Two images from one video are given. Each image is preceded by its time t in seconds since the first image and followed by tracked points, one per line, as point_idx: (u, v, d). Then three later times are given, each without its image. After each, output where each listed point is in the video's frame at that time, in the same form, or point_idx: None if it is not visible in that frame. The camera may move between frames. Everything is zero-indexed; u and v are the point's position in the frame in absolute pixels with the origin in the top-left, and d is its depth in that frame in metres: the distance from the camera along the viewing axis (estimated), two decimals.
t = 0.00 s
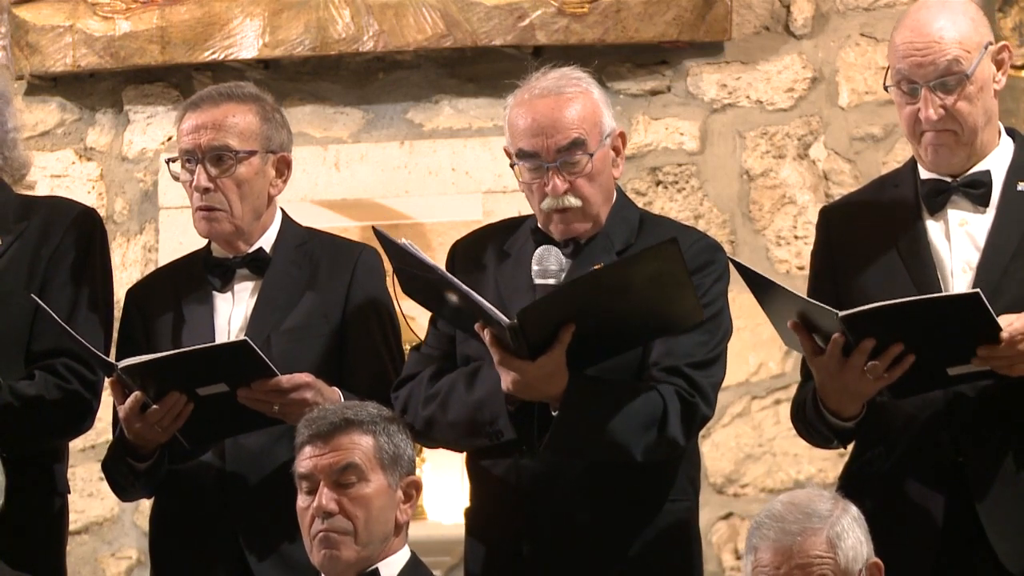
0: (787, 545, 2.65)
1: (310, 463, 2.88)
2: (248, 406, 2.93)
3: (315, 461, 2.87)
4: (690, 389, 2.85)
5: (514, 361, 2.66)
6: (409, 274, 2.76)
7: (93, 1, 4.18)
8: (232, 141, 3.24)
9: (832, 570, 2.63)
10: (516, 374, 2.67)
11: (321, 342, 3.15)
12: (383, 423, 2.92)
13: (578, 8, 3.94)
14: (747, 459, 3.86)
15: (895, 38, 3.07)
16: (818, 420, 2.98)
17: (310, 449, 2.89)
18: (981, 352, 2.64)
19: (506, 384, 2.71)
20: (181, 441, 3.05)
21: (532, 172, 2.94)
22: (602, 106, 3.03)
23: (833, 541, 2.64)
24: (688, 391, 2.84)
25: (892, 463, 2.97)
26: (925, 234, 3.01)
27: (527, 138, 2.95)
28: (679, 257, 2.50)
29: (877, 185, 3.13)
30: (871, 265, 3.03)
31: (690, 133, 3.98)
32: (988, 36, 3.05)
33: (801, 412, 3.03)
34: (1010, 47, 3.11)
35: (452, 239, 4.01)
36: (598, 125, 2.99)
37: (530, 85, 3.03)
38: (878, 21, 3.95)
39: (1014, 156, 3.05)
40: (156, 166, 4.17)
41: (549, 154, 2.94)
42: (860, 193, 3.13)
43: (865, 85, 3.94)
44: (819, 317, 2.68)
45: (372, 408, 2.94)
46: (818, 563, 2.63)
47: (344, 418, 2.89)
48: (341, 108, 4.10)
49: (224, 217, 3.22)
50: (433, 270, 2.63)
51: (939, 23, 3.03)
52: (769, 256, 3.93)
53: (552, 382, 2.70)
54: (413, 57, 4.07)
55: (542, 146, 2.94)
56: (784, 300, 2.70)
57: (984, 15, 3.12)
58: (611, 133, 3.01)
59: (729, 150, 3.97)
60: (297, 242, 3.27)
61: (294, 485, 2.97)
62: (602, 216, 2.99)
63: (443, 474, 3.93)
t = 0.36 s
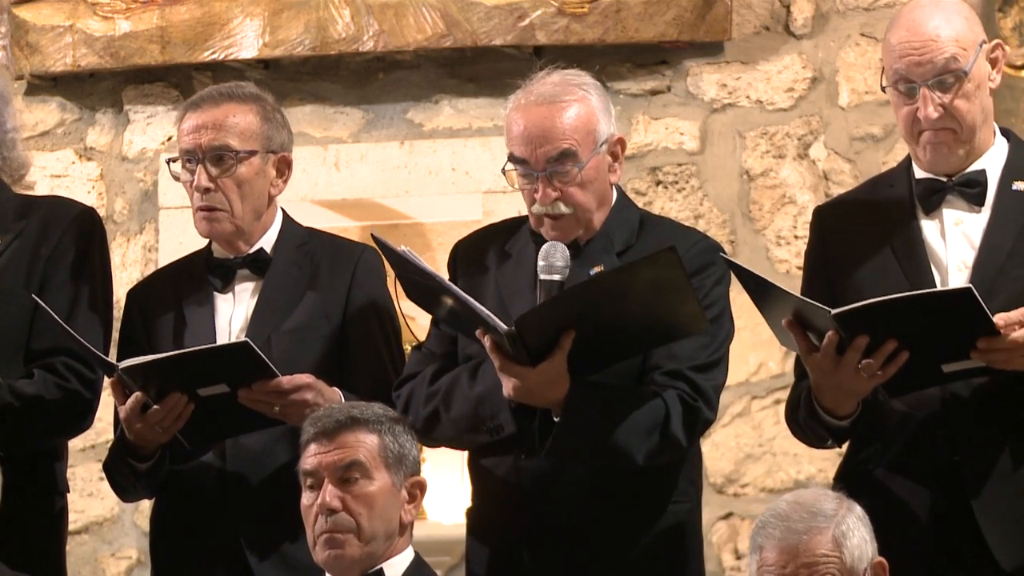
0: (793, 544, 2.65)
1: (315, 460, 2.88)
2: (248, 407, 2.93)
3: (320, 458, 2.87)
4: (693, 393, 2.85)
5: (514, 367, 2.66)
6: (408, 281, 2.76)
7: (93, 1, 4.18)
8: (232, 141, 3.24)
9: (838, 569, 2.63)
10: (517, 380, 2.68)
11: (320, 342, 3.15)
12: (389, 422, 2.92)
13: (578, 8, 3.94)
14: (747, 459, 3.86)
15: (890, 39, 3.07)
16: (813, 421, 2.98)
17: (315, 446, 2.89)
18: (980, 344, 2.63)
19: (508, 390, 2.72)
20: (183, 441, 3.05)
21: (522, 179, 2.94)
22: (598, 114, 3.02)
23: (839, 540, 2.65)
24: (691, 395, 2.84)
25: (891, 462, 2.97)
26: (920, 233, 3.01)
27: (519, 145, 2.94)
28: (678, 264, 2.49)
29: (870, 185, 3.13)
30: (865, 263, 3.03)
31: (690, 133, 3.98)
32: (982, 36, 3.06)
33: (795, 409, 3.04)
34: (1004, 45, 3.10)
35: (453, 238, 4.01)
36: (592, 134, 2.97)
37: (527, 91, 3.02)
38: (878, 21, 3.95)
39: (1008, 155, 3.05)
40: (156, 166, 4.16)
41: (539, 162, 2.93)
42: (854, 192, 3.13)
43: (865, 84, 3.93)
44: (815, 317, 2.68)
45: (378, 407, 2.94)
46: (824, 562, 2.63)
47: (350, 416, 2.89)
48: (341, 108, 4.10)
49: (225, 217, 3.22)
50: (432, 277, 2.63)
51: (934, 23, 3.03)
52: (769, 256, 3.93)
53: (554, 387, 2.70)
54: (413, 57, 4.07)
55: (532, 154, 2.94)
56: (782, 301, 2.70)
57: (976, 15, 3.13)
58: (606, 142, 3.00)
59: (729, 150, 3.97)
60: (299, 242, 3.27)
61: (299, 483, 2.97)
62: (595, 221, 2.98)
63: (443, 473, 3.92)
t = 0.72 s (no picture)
0: (798, 543, 2.65)
1: (313, 456, 2.88)
2: (247, 407, 2.93)
3: (318, 454, 2.87)
4: (700, 397, 2.86)
5: (523, 377, 2.67)
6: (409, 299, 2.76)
7: (93, 1, 4.19)
8: (231, 141, 3.24)
9: (843, 569, 2.63)
10: (527, 390, 2.68)
11: (320, 343, 3.15)
12: (390, 421, 2.91)
13: (578, 8, 3.94)
14: (747, 459, 3.85)
15: (890, 31, 3.06)
16: (811, 422, 2.98)
17: (315, 442, 2.89)
18: (976, 343, 2.63)
19: (518, 402, 2.71)
20: (182, 442, 3.06)
21: (524, 180, 2.94)
22: (599, 114, 3.03)
23: (844, 540, 2.64)
24: (698, 399, 2.85)
25: (891, 463, 2.97)
26: (917, 233, 3.01)
27: (521, 146, 2.95)
28: (682, 263, 2.50)
29: (868, 185, 3.12)
30: (863, 262, 3.03)
31: (690, 133, 3.97)
32: (984, 37, 3.04)
33: (792, 409, 3.04)
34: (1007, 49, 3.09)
35: (452, 238, 4.04)
36: (593, 134, 2.97)
37: (526, 92, 3.02)
38: (879, 21, 3.94)
39: (1005, 155, 3.05)
40: (156, 166, 4.17)
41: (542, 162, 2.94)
42: (851, 192, 3.12)
43: (865, 84, 3.93)
44: (813, 317, 2.68)
45: (380, 406, 2.93)
46: (829, 562, 2.63)
47: (349, 413, 2.89)
48: (341, 108, 4.10)
49: (223, 217, 3.21)
50: (435, 290, 2.63)
51: (933, 19, 3.03)
52: (769, 256, 3.93)
53: (564, 396, 2.70)
54: (413, 57, 4.07)
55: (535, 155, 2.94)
56: (778, 302, 2.69)
57: (983, 17, 3.12)
58: (606, 141, 3.00)
59: (729, 150, 3.97)
60: (297, 242, 3.27)
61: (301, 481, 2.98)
62: (598, 221, 2.98)
63: (443, 474, 3.94)
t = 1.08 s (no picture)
0: (800, 542, 2.65)
1: (313, 454, 2.88)
2: (247, 408, 2.93)
3: (317, 452, 2.87)
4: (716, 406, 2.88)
5: (547, 393, 2.69)
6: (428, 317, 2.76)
7: (93, 1, 4.19)
8: (230, 141, 3.24)
9: (844, 569, 2.63)
10: (552, 405, 2.71)
11: (320, 341, 3.16)
12: (390, 420, 2.91)
13: (578, 8, 3.94)
14: (747, 459, 3.85)
15: (900, 26, 3.07)
16: (816, 423, 2.98)
17: (315, 440, 2.89)
18: (982, 341, 2.62)
19: (542, 416, 2.74)
20: (182, 442, 3.06)
21: (542, 166, 2.95)
22: (620, 108, 3.04)
23: (846, 540, 2.64)
24: (715, 408, 2.87)
25: (892, 464, 2.97)
26: (921, 233, 3.01)
27: (542, 132, 2.96)
28: (705, 274, 2.51)
29: (872, 184, 3.12)
30: (866, 262, 3.03)
31: (690, 133, 3.97)
32: (992, 38, 3.05)
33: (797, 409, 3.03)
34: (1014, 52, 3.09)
35: (452, 238, 4.06)
36: (614, 126, 2.99)
37: (549, 80, 3.04)
38: (879, 21, 3.94)
39: (1010, 155, 3.05)
40: (156, 166, 4.17)
41: (563, 150, 2.95)
42: (856, 192, 3.12)
43: (865, 85, 3.93)
44: (816, 315, 2.68)
45: (382, 406, 2.94)
46: (831, 561, 2.63)
47: (349, 411, 2.89)
48: (341, 108, 4.10)
49: (223, 217, 3.21)
50: (458, 304, 2.63)
51: (943, 16, 3.03)
52: (769, 256, 3.93)
53: (586, 412, 2.73)
54: (413, 57, 4.07)
55: (556, 142, 2.95)
56: (779, 300, 2.70)
57: (993, 19, 3.12)
58: (625, 136, 3.01)
59: (729, 150, 3.97)
60: (297, 242, 3.27)
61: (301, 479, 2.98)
62: (609, 216, 2.98)
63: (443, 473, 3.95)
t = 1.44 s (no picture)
0: (803, 547, 2.65)
1: (313, 456, 2.88)
2: (247, 409, 2.93)
3: (317, 454, 2.87)
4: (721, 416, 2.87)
5: (553, 401, 2.70)
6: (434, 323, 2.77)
7: (93, 1, 4.19)
8: (229, 141, 3.24)
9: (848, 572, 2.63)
10: (557, 413, 2.72)
11: (320, 339, 3.15)
12: (390, 422, 2.91)
13: (578, 8, 3.94)
14: (747, 459, 3.86)
15: (911, 25, 3.07)
16: (824, 422, 2.99)
17: (315, 442, 2.89)
18: (991, 342, 2.62)
19: (546, 424, 2.75)
20: (181, 443, 3.05)
21: (561, 164, 2.94)
22: (640, 109, 3.03)
23: (848, 544, 2.64)
24: (720, 418, 2.87)
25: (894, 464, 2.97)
26: (929, 234, 3.00)
27: (563, 131, 2.95)
28: (704, 279, 2.50)
29: (880, 185, 3.13)
30: (874, 264, 3.03)
31: (690, 133, 3.98)
32: (1003, 40, 3.06)
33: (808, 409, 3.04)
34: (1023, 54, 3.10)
35: (453, 238, 4.09)
36: (634, 127, 2.98)
37: (571, 78, 3.03)
38: (878, 21, 3.95)
39: (1019, 155, 3.04)
40: (156, 166, 4.17)
41: (583, 150, 2.94)
42: (863, 194, 3.13)
43: (865, 85, 3.93)
44: (824, 317, 2.68)
45: (382, 407, 2.94)
46: (834, 565, 2.63)
47: (348, 412, 2.89)
48: (341, 108, 4.10)
49: (222, 216, 3.21)
50: (459, 311, 2.64)
51: (953, 16, 3.04)
52: (769, 256, 3.93)
53: (592, 418, 2.74)
54: (413, 57, 4.07)
55: (577, 141, 2.94)
56: (784, 304, 2.69)
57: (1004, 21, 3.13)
58: (644, 138, 3.01)
59: (729, 150, 3.97)
60: (295, 243, 3.27)
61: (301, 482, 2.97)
62: (623, 216, 2.98)
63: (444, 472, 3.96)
